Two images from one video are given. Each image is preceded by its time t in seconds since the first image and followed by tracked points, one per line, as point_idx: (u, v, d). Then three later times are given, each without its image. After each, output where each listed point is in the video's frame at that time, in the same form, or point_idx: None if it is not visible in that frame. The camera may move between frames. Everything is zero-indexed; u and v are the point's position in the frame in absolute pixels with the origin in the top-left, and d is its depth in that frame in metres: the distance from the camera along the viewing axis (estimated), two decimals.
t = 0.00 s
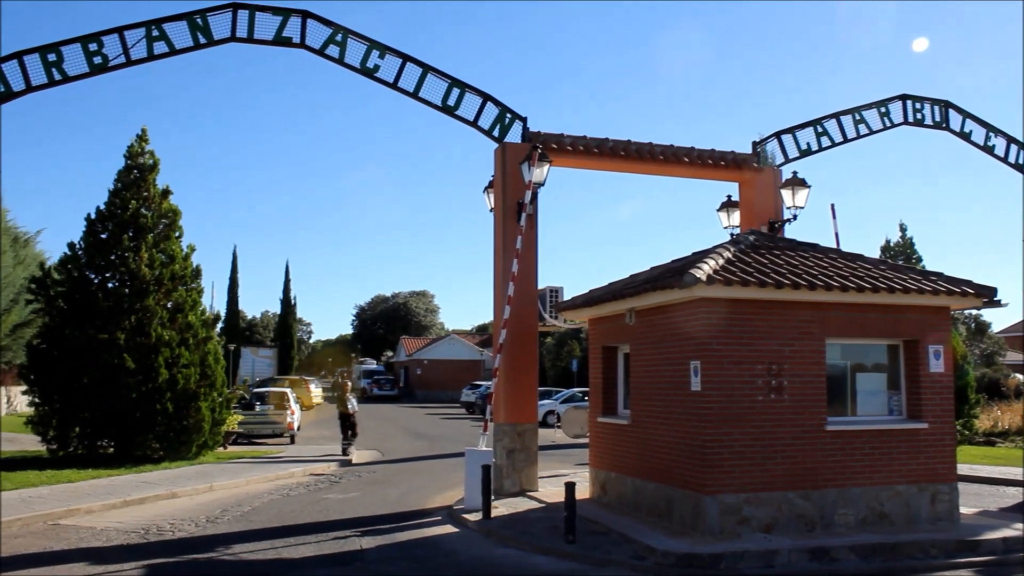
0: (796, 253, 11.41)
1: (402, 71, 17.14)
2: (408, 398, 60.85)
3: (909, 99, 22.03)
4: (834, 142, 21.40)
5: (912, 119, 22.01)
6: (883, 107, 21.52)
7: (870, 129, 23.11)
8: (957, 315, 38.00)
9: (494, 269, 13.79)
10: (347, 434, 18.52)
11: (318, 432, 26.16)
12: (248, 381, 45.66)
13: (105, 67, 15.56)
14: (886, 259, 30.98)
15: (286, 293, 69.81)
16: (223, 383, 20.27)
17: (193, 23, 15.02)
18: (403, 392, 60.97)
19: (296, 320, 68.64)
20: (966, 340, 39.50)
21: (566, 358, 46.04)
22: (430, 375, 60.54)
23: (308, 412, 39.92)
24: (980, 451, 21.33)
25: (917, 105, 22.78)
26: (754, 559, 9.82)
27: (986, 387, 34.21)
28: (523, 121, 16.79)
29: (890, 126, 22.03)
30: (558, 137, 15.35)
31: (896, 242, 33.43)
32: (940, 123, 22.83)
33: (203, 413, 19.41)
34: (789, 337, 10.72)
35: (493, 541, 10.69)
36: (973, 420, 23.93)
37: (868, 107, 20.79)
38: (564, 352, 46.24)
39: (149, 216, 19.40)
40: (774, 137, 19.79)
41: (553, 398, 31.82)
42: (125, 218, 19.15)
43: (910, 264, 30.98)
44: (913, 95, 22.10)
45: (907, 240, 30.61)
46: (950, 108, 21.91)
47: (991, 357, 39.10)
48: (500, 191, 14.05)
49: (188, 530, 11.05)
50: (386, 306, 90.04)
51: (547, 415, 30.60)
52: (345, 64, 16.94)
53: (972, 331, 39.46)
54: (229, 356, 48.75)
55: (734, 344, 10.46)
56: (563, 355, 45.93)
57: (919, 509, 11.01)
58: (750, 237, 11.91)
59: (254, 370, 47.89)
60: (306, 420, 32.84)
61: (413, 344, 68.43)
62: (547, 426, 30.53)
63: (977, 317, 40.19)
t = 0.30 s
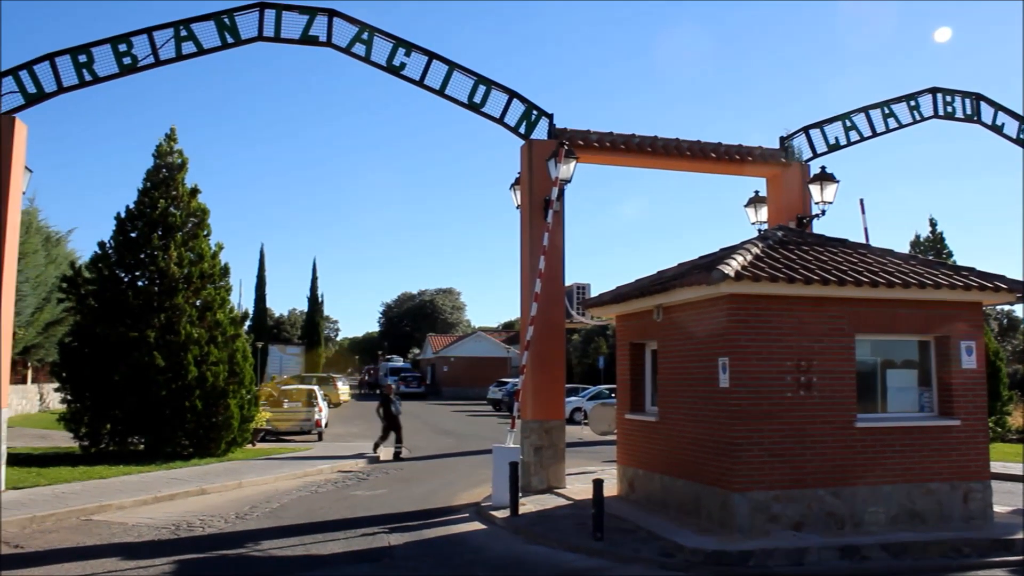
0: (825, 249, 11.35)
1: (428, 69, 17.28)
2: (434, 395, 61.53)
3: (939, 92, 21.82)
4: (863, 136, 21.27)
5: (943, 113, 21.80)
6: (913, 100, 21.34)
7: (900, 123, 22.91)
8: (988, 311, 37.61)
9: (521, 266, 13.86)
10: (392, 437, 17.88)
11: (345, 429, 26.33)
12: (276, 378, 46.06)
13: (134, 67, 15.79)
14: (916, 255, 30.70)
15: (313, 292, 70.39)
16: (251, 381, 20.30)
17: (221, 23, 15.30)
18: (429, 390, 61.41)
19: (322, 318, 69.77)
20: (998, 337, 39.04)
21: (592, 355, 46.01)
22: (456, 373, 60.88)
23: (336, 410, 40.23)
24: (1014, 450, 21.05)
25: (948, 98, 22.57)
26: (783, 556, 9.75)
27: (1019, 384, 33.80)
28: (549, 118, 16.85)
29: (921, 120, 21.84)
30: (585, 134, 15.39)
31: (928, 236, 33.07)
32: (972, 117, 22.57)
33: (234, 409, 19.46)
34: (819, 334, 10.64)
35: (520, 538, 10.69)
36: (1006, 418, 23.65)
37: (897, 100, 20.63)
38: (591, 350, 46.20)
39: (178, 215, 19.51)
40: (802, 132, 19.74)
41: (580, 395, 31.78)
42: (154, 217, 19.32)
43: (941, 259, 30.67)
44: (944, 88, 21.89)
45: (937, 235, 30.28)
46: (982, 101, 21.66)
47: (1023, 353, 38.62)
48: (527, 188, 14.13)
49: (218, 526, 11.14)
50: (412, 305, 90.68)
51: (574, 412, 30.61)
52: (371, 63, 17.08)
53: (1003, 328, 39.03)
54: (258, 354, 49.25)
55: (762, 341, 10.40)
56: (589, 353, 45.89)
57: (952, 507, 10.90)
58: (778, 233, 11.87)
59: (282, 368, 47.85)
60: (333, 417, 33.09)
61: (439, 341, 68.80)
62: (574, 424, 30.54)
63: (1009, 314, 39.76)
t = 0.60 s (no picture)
0: (850, 250, 11.31)
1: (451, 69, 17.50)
2: (456, 395, 61.62)
3: (966, 91, 21.67)
4: (889, 136, 21.18)
5: (970, 112, 21.67)
6: (939, 100, 21.19)
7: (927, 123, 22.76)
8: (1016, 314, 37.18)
9: (544, 266, 13.95)
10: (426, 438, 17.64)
11: (367, 429, 26.45)
12: (299, 377, 46.39)
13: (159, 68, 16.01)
14: (942, 256, 30.46)
15: (336, 291, 70.78)
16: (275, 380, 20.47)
17: (246, 24, 15.71)
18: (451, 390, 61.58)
19: (344, 317, 70.28)
20: None
21: (614, 356, 45.95)
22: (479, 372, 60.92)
23: (358, 409, 40.46)
24: None
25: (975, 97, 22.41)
26: (806, 559, 9.69)
27: None
28: (572, 119, 16.96)
29: (947, 120, 21.69)
30: (608, 134, 15.47)
31: (955, 237, 32.81)
32: (1000, 117, 22.38)
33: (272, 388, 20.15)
34: (843, 335, 10.58)
35: (543, 538, 10.69)
36: None
37: (924, 100, 20.51)
38: (613, 351, 46.12)
39: (203, 214, 19.67)
40: (827, 133, 19.71)
41: (601, 395, 31.77)
42: (179, 217, 19.50)
43: (968, 260, 30.40)
44: (971, 88, 21.72)
45: (964, 236, 30.00)
46: (1010, 101, 21.48)
47: None
48: (550, 189, 14.23)
49: (242, 524, 11.22)
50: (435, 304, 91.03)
51: (596, 412, 30.57)
52: (394, 64, 17.36)
53: None
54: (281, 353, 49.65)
55: (786, 342, 10.35)
56: (611, 353, 45.85)
57: (978, 511, 10.80)
58: (803, 234, 11.83)
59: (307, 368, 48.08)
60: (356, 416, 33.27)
61: (461, 341, 69.00)
62: (596, 424, 30.52)
63: None
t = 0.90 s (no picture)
0: (876, 248, 11.27)
1: (473, 68, 17.90)
2: (480, 395, 61.86)
3: (994, 86, 21.49)
4: (915, 132, 21.09)
5: (997, 107, 21.51)
6: (966, 95, 21.04)
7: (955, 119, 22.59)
8: None
9: (567, 266, 14.04)
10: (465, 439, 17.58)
11: (392, 429, 26.56)
12: (325, 377, 46.75)
13: (184, 71, 16.24)
14: (971, 252, 30.19)
15: (359, 292, 71.15)
16: (299, 380, 20.65)
17: (270, 26, 16.15)
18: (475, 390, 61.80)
19: (369, 317, 70.75)
20: None
21: (638, 355, 45.87)
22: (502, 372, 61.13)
23: (383, 409, 40.71)
24: None
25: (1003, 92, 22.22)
26: (834, 559, 9.63)
27: None
28: (594, 117, 17.15)
29: (975, 115, 21.53)
30: (631, 132, 15.53)
31: (985, 234, 32.45)
32: None
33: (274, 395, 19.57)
34: (870, 333, 10.51)
35: (568, 537, 10.69)
36: None
37: (951, 95, 20.39)
38: (637, 349, 46.01)
39: (228, 216, 19.82)
40: (852, 129, 19.69)
41: (626, 395, 31.73)
42: (204, 219, 19.69)
43: (997, 256, 30.07)
44: (999, 83, 21.55)
45: (992, 232, 29.68)
46: None
47: None
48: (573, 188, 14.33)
49: (269, 524, 11.29)
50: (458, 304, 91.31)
51: (621, 412, 30.53)
52: (418, 64, 17.67)
53: None
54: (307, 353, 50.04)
55: (812, 340, 10.30)
56: (636, 352, 45.80)
57: (1008, 509, 10.71)
58: (828, 232, 11.79)
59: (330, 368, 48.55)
60: (381, 417, 33.44)
61: (486, 341, 69.16)
62: (621, 423, 30.47)
63: None
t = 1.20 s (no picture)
0: (899, 245, 11.21)
1: (495, 66, 18.26)
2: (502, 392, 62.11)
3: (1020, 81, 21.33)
4: (939, 128, 21.02)
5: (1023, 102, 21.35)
6: (991, 90, 20.89)
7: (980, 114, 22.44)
8: None
9: (588, 262, 14.13)
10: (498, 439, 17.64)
11: (412, 426, 26.68)
12: (346, 374, 46.98)
13: (207, 70, 16.84)
14: (997, 249, 29.90)
15: (379, 288, 71.43)
16: (321, 376, 20.84)
17: (291, 25, 16.54)
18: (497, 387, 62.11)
19: (389, 315, 71.03)
20: None
21: (658, 352, 45.75)
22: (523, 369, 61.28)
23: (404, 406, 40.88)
24: None
25: None
26: (856, 557, 9.58)
27: None
28: (616, 114, 17.34)
29: (1001, 111, 21.37)
30: (651, 130, 15.58)
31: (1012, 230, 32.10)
32: None
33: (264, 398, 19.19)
34: (893, 330, 10.44)
35: (589, 534, 10.71)
36: None
37: (975, 90, 20.27)
38: (657, 346, 45.89)
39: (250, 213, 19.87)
40: (874, 125, 19.72)
41: (646, 392, 31.71)
42: (226, 216, 19.77)
43: None
44: None
45: (1019, 228, 29.37)
46: None
47: None
48: (593, 184, 14.42)
49: (290, 519, 11.37)
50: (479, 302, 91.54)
51: (641, 409, 30.49)
52: (439, 62, 18.10)
53: None
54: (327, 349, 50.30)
55: (834, 337, 10.25)
56: (656, 349, 45.70)
57: None
58: (850, 228, 11.76)
59: (351, 364, 48.75)
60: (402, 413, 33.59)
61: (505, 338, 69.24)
62: (641, 421, 30.43)
63: None
